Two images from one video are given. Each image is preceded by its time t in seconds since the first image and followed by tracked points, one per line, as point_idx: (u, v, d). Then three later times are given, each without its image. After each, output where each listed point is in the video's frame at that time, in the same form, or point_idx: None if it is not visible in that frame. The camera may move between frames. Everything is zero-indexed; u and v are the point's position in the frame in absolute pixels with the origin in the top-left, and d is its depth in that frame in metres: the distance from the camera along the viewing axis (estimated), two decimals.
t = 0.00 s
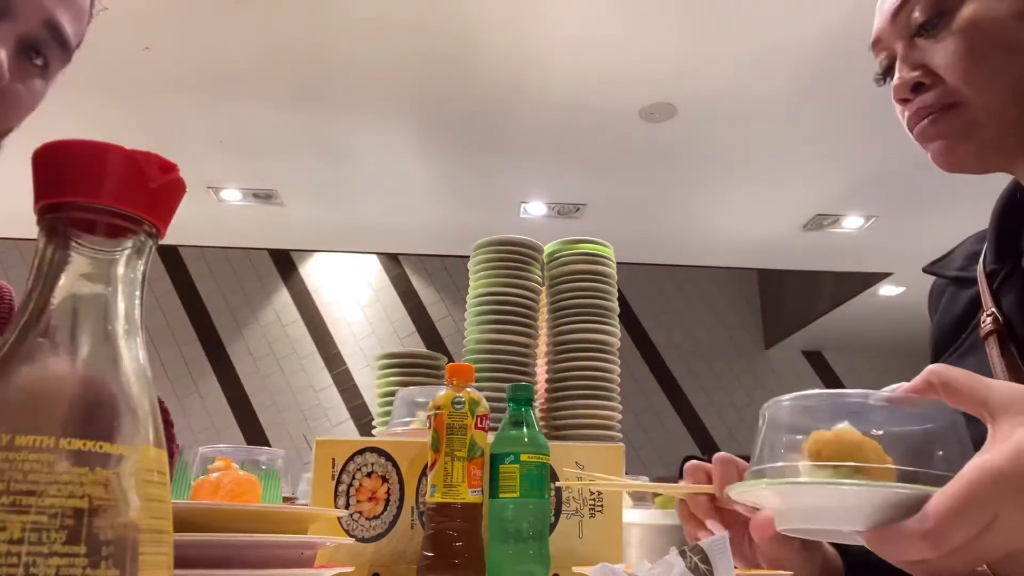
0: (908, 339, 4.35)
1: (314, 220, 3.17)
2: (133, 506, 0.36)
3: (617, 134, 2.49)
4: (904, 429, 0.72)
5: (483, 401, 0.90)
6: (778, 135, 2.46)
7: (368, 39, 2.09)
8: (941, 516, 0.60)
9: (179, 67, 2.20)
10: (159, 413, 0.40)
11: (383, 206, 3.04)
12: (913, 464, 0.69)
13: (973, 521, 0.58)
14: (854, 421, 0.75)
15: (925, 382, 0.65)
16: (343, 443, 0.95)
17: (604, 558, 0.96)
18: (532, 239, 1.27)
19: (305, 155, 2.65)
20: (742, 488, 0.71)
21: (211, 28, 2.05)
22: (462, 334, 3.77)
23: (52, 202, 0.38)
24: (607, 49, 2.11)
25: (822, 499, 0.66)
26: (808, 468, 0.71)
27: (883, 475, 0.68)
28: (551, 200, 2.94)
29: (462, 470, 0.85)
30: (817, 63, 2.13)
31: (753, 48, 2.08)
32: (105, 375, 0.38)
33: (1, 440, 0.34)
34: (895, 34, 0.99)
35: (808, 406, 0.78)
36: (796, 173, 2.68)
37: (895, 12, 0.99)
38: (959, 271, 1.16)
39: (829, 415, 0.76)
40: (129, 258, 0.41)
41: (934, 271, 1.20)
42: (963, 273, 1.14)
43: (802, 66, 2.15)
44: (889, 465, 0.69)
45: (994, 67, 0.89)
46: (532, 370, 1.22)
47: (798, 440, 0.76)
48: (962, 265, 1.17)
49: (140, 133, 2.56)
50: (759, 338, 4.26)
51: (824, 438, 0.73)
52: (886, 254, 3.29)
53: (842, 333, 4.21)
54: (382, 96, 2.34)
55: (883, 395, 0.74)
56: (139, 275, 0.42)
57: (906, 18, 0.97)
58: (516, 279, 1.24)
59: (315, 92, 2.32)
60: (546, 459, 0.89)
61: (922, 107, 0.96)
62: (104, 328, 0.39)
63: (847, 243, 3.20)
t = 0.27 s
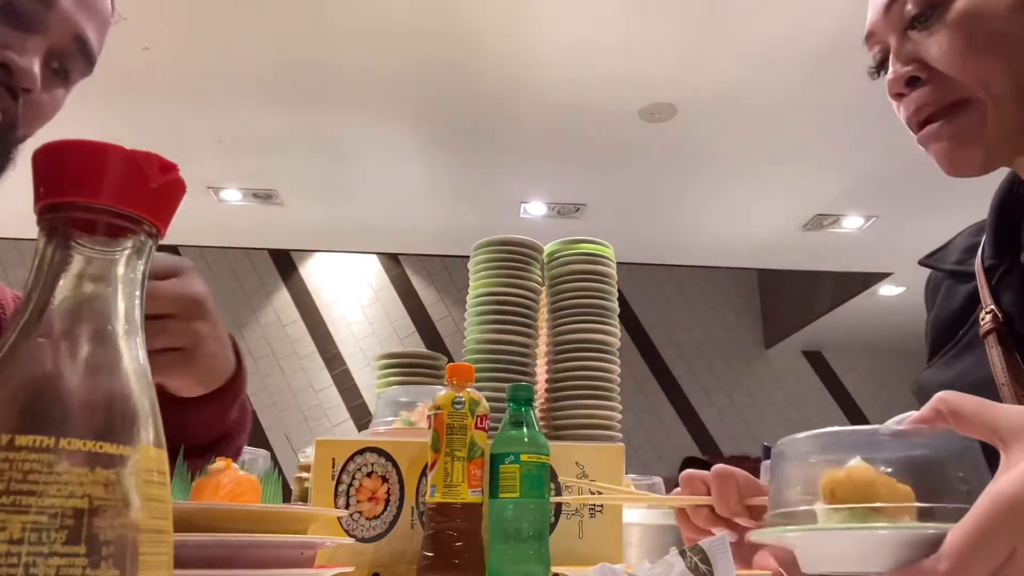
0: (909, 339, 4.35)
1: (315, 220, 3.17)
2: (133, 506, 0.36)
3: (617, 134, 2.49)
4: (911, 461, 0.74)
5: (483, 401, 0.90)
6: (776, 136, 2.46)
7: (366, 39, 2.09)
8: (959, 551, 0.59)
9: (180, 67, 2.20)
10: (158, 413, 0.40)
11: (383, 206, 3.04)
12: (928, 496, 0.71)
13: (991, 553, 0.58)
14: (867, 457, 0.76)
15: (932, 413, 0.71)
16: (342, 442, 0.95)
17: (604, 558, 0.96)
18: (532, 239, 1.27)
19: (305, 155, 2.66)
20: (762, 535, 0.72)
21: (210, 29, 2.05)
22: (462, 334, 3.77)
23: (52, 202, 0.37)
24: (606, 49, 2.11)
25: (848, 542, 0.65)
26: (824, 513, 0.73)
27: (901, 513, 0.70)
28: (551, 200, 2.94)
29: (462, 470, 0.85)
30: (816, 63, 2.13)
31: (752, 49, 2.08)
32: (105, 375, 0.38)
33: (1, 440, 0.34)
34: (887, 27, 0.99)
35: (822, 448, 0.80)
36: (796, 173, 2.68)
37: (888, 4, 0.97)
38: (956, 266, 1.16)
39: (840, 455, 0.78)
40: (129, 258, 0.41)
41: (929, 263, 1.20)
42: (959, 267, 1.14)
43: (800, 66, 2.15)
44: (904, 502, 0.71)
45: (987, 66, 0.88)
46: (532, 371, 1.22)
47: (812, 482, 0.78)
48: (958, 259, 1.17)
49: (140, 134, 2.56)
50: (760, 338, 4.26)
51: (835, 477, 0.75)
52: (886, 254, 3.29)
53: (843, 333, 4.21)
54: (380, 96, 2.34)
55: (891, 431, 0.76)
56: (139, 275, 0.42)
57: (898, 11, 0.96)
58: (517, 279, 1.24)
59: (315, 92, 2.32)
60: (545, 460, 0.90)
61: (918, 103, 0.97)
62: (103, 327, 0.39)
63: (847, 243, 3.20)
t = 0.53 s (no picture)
0: (909, 339, 4.34)
1: (315, 220, 3.17)
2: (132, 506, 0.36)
3: (617, 134, 2.49)
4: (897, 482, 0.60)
5: (483, 401, 0.90)
6: (776, 136, 2.46)
7: (366, 40, 2.10)
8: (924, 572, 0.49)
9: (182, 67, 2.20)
10: (158, 410, 0.40)
11: (383, 206, 3.04)
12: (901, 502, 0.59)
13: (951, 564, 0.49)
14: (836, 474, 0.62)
15: (896, 433, 0.59)
16: (343, 443, 0.97)
17: (604, 558, 0.96)
18: (532, 239, 1.27)
19: (305, 156, 2.66)
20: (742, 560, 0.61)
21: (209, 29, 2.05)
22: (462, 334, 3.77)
23: (51, 202, 0.37)
24: (606, 50, 2.11)
25: (816, 565, 0.56)
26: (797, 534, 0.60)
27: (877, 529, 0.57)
28: (550, 200, 2.94)
29: (462, 471, 0.85)
30: (815, 63, 2.14)
31: (752, 50, 2.09)
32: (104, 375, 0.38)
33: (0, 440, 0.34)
34: (879, 25, 0.99)
35: (788, 462, 0.64)
36: (796, 172, 2.68)
37: (882, 3, 0.97)
38: (952, 261, 1.16)
39: (802, 471, 0.63)
40: (129, 258, 0.41)
41: (926, 258, 1.20)
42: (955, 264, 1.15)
43: (800, 66, 2.15)
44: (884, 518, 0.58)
45: (974, 64, 0.87)
46: (532, 371, 1.22)
47: (783, 504, 0.63)
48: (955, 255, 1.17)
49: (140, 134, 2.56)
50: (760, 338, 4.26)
51: (805, 498, 0.61)
52: (886, 254, 3.29)
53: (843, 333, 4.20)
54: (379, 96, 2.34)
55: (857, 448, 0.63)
56: (138, 275, 0.42)
57: (892, 10, 0.96)
58: (517, 279, 1.24)
59: (315, 93, 2.32)
60: (545, 459, 0.93)
61: (907, 104, 0.95)
62: (103, 328, 0.39)
63: (847, 243, 3.20)
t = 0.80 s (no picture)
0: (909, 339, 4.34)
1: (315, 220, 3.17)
2: (132, 505, 0.36)
3: (618, 134, 2.49)
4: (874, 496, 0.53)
5: (483, 400, 0.94)
6: (777, 136, 2.46)
7: (367, 41, 2.10)
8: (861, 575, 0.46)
9: (184, 68, 2.20)
10: (157, 411, 0.40)
11: (384, 206, 3.04)
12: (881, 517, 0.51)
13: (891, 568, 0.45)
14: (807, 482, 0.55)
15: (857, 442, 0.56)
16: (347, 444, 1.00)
17: (602, 558, 1.00)
18: (532, 239, 1.27)
19: (305, 156, 2.66)
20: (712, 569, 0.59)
21: (209, 28, 2.05)
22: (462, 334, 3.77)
23: (51, 203, 0.37)
24: (608, 50, 2.11)
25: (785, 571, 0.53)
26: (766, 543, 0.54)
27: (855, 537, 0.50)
28: (550, 200, 2.94)
29: (462, 470, 0.89)
30: (816, 63, 2.14)
31: (753, 50, 2.09)
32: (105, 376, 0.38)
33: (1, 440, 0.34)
34: (867, 28, 0.98)
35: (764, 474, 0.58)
36: (796, 172, 2.68)
37: (870, 4, 0.96)
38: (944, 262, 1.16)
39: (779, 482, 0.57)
40: (129, 258, 0.41)
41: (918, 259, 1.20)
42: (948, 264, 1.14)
43: (800, 66, 2.15)
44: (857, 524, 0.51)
45: (960, 71, 0.86)
46: (532, 371, 1.22)
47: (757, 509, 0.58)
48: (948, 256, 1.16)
49: (140, 134, 2.56)
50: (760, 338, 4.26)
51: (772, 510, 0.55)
52: (886, 253, 3.29)
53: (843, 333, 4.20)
54: (379, 96, 2.34)
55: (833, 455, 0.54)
56: (139, 275, 0.41)
57: (879, 11, 0.95)
58: (517, 279, 1.24)
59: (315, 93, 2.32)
60: (546, 459, 0.95)
61: (893, 106, 0.95)
62: (105, 328, 0.39)
63: (847, 243, 3.20)
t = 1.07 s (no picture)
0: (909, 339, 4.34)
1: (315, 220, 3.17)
2: (132, 505, 0.36)
3: (618, 135, 2.49)
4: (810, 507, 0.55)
5: (483, 400, 0.94)
6: (776, 136, 2.46)
7: (366, 41, 2.10)
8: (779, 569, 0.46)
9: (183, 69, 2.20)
10: (158, 411, 0.40)
11: (384, 206, 3.04)
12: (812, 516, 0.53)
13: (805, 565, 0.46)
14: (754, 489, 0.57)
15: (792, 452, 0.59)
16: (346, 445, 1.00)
17: (602, 557, 1.00)
18: (532, 239, 1.27)
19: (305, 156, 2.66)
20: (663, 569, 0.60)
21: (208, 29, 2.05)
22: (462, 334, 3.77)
23: (50, 203, 0.37)
24: (607, 50, 2.11)
25: None
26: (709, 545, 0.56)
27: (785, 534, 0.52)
28: (550, 200, 2.94)
29: (462, 470, 0.89)
30: (816, 63, 2.14)
31: (752, 50, 2.09)
32: (105, 376, 0.38)
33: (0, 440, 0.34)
34: (857, 32, 0.98)
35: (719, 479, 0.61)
36: (796, 172, 2.68)
37: (859, 9, 0.97)
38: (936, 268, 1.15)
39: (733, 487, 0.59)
40: (129, 259, 0.41)
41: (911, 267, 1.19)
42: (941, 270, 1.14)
43: (800, 66, 2.15)
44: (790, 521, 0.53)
45: (952, 76, 0.86)
46: (532, 371, 1.22)
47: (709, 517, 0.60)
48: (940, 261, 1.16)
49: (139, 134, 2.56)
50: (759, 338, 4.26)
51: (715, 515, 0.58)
52: (886, 253, 3.29)
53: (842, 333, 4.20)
54: (379, 96, 2.34)
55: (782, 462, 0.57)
56: (139, 276, 0.41)
57: (869, 17, 0.96)
58: (517, 279, 1.24)
59: (314, 93, 2.32)
60: (545, 459, 0.94)
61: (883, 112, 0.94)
62: (105, 328, 0.39)
63: (846, 243, 3.20)
